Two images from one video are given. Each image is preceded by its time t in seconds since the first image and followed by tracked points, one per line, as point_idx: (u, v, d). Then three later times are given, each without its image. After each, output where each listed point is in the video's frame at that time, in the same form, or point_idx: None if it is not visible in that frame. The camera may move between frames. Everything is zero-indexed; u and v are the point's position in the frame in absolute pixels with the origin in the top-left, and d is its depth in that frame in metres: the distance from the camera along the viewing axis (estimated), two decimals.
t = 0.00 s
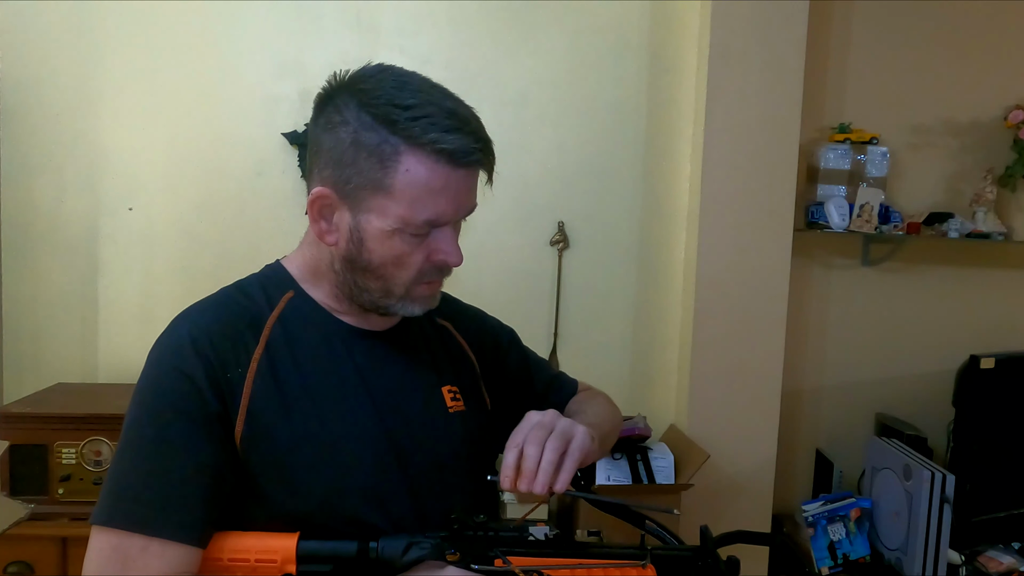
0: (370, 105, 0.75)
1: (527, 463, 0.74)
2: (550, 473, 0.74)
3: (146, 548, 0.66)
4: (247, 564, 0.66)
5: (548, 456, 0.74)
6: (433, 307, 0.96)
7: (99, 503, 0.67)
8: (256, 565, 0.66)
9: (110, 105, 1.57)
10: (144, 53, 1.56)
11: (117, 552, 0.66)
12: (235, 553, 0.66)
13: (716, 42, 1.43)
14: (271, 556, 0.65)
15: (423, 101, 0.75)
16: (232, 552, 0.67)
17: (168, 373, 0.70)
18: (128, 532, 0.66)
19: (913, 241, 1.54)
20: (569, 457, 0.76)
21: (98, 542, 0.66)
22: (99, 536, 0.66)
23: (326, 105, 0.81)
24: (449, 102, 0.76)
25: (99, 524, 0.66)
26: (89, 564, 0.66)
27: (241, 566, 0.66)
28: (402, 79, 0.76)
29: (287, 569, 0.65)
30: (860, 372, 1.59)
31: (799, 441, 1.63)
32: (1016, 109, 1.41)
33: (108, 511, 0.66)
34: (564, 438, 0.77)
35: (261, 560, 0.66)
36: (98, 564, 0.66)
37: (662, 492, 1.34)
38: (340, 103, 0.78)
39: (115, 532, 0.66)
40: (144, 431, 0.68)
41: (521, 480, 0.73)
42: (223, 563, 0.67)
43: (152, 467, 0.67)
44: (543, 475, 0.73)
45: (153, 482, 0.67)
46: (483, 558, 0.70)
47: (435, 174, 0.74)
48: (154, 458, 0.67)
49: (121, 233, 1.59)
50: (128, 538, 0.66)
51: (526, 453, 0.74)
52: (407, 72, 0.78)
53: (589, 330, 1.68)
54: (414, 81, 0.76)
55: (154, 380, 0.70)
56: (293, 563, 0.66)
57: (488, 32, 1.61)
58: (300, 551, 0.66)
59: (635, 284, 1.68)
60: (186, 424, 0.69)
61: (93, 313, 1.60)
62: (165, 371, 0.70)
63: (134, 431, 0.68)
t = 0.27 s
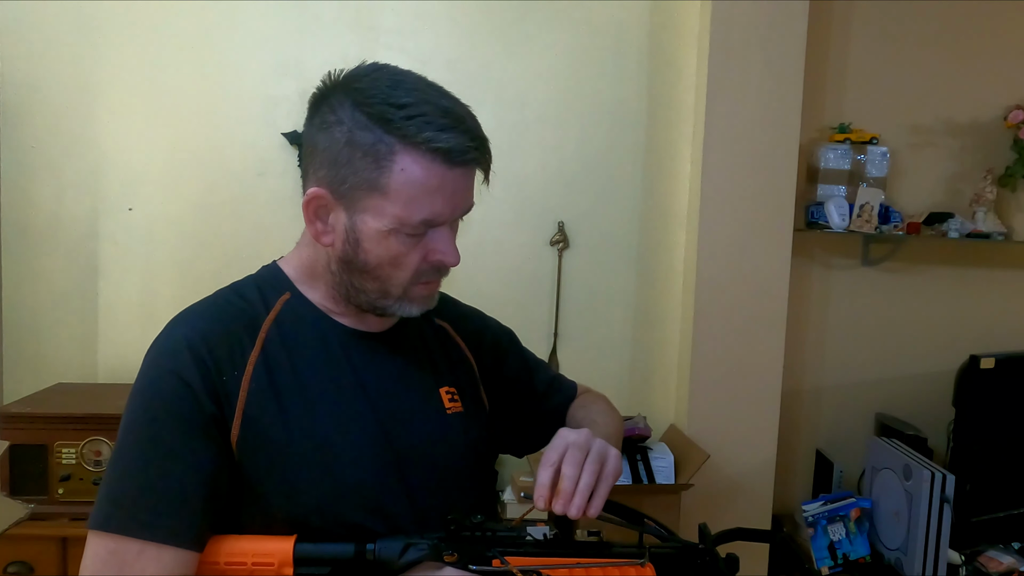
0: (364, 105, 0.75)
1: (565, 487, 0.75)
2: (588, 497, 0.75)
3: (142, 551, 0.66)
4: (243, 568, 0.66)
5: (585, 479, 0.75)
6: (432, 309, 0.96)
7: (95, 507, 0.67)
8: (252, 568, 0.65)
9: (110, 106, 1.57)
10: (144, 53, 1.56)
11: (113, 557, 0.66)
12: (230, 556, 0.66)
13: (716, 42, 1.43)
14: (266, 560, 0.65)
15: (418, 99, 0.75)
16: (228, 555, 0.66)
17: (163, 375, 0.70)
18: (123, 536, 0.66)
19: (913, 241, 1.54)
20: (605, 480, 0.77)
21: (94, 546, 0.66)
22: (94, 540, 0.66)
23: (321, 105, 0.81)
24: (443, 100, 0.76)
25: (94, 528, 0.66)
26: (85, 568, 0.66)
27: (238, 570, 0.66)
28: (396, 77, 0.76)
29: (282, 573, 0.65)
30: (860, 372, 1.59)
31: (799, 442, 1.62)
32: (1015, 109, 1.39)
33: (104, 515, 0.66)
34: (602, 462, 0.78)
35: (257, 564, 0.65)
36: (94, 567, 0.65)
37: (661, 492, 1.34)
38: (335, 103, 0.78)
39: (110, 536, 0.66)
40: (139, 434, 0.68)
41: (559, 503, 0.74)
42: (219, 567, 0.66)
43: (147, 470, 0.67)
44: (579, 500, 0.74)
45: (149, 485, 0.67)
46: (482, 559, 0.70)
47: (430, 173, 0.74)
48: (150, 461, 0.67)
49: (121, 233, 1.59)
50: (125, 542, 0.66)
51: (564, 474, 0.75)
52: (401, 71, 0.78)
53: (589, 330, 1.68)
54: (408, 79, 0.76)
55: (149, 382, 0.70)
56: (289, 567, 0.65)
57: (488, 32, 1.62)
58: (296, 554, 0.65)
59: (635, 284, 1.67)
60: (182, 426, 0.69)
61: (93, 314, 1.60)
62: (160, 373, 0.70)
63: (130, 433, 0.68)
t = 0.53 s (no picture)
0: (364, 105, 0.75)
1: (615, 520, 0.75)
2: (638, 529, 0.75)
3: (142, 552, 0.66)
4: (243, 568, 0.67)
5: (636, 513, 0.75)
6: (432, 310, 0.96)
7: (94, 506, 0.67)
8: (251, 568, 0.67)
9: (111, 106, 1.57)
10: (144, 53, 1.56)
11: (113, 557, 0.65)
12: (231, 556, 0.67)
13: (716, 41, 1.43)
14: (265, 560, 0.66)
15: (418, 102, 0.74)
16: (228, 555, 0.68)
17: (163, 375, 0.70)
18: (124, 536, 0.66)
19: (914, 241, 1.54)
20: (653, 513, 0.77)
21: (94, 546, 0.66)
22: (94, 540, 0.66)
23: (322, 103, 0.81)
24: (444, 103, 0.75)
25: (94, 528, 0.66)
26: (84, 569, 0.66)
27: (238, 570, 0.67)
28: (398, 79, 0.76)
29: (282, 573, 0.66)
30: (860, 372, 1.59)
31: (799, 441, 1.62)
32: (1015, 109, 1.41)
33: (104, 515, 0.66)
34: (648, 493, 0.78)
35: (256, 564, 0.66)
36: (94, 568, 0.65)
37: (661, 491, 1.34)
38: (336, 103, 0.78)
39: (111, 536, 0.66)
40: (139, 434, 0.68)
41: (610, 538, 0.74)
42: (220, 567, 0.68)
43: (148, 471, 0.67)
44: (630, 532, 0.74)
45: (149, 485, 0.67)
46: (482, 560, 0.70)
47: (427, 177, 0.73)
48: (150, 461, 0.67)
49: (121, 233, 1.59)
50: (124, 543, 0.66)
51: (614, 508, 0.75)
52: (404, 72, 0.77)
53: (589, 330, 1.68)
54: (409, 81, 0.76)
55: (149, 382, 0.70)
56: (289, 567, 0.66)
57: (488, 32, 1.62)
58: (295, 555, 0.66)
59: (635, 284, 1.68)
60: (182, 427, 0.69)
61: (93, 313, 1.60)
62: (160, 373, 0.70)
63: (130, 433, 0.68)
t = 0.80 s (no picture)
0: (374, 107, 0.75)
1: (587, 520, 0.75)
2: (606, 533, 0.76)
3: (145, 552, 0.66)
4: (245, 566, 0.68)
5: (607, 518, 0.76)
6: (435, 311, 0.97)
7: (98, 505, 0.67)
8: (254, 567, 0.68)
9: (111, 105, 1.57)
10: (144, 52, 1.56)
11: (116, 557, 0.65)
12: (233, 554, 0.68)
13: (716, 41, 1.43)
14: (269, 559, 0.67)
15: (428, 106, 0.74)
16: (230, 554, 0.68)
17: (167, 375, 0.70)
18: (127, 535, 0.65)
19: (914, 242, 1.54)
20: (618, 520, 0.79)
21: (97, 545, 0.66)
22: (98, 539, 0.66)
23: (333, 103, 0.81)
24: (454, 108, 0.75)
25: (98, 527, 0.66)
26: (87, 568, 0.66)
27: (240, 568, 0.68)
28: (410, 82, 0.76)
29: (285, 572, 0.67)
30: (860, 372, 1.59)
31: (799, 441, 1.63)
32: (1015, 108, 1.37)
33: (107, 515, 0.66)
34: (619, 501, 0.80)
35: (259, 563, 0.67)
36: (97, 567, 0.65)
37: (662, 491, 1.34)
38: (346, 103, 0.78)
39: (114, 536, 0.65)
40: (144, 434, 0.68)
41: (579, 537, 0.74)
42: (221, 565, 0.69)
43: (152, 470, 0.67)
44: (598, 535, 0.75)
45: (153, 484, 0.67)
46: (483, 563, 0.70)
47: (434, 181, 0.73)
48: (155, 461, 0.67)
49: (122, 233, 1.59)
50: (127, 542, 0.66)
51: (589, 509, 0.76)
52: (415, 75, 0.77)
53: (589, 330, 1.68)
54: (420, 85, 0.76)
55: (154, 381, 0.70)
56: (291, 566, 0.67)
57: (489, 32, 1.61)
58: (298, 554, 0.67)
59: (636, 284, 1.68)
60: (186, 426, 0.69)
61: (93, 313, 1.60)
62: (165, 373, 0.70)
63: (134, 432, 0.68)
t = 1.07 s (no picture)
0: (379, 108, 0.75)
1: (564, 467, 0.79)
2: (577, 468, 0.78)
3: (147, 551, 0.66)
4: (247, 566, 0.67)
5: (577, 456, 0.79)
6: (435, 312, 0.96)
7: (99, 503, 0.67)
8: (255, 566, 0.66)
9: (110, 105, 1.57)
10: (144, 53, 1.56)
11: (118, 556, 0.65)
12: (235, 554, 0.67)
13: (716, 41, 1.43)
14: (270, 558, 0.66)
15: (432, 108, 0.74)
16: (232, 554, 0.67)
17: (169, 374, 0.70)
18: (128, 534, 0.66)
19: (914, 242, 1.54)
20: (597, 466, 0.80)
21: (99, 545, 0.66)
22: (99, 538, 0.66)
23: (337, 104, 0.81)
24: (458, 111, 0.75)
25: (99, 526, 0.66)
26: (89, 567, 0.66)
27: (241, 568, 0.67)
28: (414, 84, 0.76)
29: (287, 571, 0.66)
30: (860, 372, 1.59)
31: (799, 441, 1.63)
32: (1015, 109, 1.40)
33: (108, 514, 0.66)
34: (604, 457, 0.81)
35: (261, 562, 0.66)
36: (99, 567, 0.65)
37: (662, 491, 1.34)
38: (350, 104, 0.78)
39: (115, 535, 0.66)
40: (146, 432, 0.68)
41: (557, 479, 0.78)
42: (223, 565, 0.67)
43: (153, 469, 0.67)
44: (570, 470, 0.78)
45: (154, 483, 0.67)
46: (485, 558, 0.70)
47: (438, 182, 0.73)
48: (156, 459, 0.67)
49: (121, 233, 1.59)
50: (129, 541, 0.66)
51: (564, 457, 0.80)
52: (420, 77, 0.77)
53: (589, 330, 1.68)
54: (425, 87, 0.76)
55: (156, 380, 0.70)
56: (293, 565, 0.66)
57: (489, 32, 1.61)
58: (300, 553, 0.66)
59: (635, 284, 1.68)
60: (187, 425, 0.69)
61: (93, 313, 1.60)
62: (166, 372, 0.70)
63: (135, 431, 0.68)
